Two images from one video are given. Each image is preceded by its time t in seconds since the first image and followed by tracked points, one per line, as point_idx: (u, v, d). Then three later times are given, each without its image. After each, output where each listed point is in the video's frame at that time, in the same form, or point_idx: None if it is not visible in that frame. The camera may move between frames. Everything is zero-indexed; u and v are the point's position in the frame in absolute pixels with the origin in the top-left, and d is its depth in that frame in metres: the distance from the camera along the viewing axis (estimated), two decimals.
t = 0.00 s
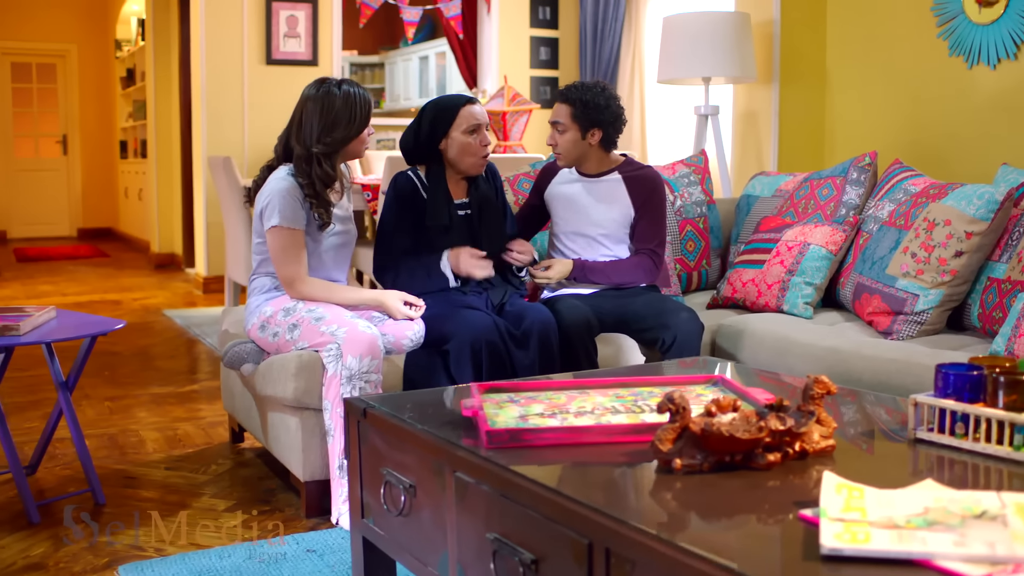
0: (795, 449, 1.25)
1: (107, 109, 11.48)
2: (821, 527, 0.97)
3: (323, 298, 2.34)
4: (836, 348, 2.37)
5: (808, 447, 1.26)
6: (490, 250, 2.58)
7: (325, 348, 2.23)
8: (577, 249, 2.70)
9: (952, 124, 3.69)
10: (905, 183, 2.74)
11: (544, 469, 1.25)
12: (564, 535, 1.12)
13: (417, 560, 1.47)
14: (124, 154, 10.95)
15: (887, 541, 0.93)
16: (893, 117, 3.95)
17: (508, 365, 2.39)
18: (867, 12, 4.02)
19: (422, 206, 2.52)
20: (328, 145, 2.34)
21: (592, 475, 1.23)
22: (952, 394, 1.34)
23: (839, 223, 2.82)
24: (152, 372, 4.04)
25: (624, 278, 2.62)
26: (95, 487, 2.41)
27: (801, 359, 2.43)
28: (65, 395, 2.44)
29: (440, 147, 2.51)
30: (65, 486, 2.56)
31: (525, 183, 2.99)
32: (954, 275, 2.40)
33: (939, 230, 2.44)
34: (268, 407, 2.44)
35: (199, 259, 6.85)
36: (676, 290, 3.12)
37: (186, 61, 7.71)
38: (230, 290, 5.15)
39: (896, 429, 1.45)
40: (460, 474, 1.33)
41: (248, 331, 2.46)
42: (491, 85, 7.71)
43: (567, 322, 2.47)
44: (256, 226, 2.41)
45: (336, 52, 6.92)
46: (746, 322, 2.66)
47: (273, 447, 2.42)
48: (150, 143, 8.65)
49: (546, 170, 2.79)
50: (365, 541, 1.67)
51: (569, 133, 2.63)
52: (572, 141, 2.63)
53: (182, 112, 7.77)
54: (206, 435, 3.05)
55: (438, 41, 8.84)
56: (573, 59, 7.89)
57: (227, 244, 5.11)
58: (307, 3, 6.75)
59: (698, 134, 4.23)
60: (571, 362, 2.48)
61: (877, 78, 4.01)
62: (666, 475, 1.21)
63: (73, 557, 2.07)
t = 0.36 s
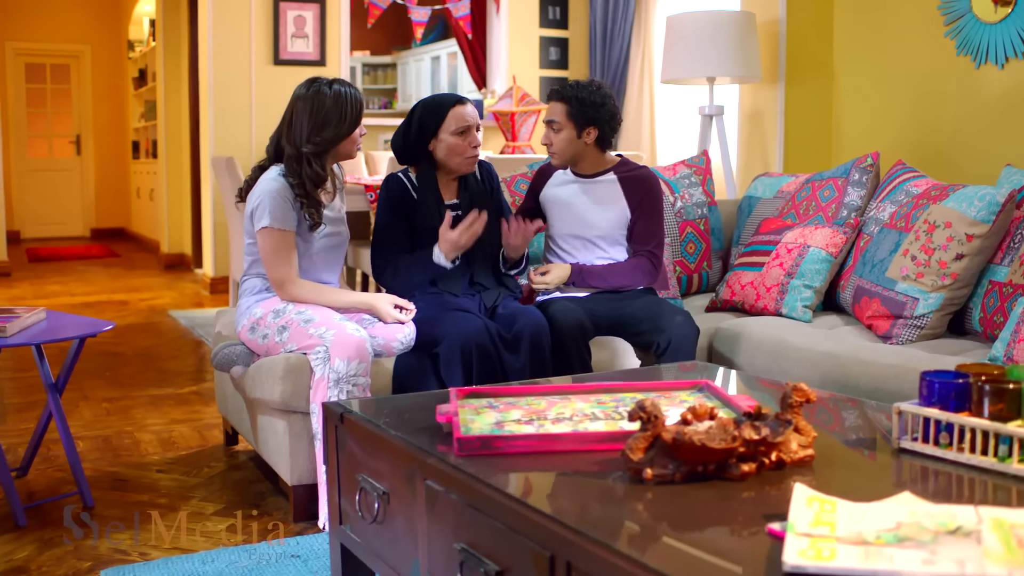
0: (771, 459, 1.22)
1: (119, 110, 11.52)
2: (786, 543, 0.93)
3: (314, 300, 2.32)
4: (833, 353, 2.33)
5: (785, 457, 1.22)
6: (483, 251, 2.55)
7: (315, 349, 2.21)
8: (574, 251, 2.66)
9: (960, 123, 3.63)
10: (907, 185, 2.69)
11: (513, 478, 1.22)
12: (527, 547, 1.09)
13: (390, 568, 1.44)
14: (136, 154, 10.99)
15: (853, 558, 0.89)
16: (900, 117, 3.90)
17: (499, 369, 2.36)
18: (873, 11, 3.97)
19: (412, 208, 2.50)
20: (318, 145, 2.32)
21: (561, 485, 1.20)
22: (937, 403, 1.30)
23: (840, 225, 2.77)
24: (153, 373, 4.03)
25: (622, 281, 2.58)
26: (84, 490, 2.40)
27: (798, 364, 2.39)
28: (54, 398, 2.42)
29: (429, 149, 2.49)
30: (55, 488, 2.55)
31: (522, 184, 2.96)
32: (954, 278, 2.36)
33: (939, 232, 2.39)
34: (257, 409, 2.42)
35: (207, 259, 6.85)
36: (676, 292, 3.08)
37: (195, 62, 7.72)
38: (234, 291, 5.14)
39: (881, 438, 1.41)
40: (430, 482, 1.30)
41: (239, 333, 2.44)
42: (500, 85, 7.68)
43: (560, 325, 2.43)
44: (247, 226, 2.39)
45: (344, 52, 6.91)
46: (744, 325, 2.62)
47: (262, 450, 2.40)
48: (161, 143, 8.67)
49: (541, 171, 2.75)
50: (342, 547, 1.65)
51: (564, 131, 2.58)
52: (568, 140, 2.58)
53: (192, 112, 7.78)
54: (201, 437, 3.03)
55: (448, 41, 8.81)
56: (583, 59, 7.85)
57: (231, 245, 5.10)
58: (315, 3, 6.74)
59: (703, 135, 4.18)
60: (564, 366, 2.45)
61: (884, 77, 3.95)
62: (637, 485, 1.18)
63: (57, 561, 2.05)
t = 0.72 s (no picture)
0: (748, 469, 1.18)
1: (133, 111, 11.57)
2: (748, 558, 0.90)
3: (304, 301, 2.29)
4: (830, 357, 2.29)
5: (762, 466, 1.19)
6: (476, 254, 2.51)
7: (303, 352, 2.18)
8: (569, 253, 2.63)
9: (966, 122, 3.58)
10: (909, 186, 2.64)
11: (482, 486, 1.19)
12: (492, 557, 1.07)
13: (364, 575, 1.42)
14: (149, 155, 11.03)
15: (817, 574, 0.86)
16: (908, 117, 3.84)
17: (490, 373, 2.34)
18: (879, 11, 3.92)
19: (403, 209, 2.48)
20: (308, 145, 2.30)
21: (529, 493, 1.17)
22: (920, 411, 1.25)
23: (840, 227, 2.73)
24: (155, 374, 4.03)
25: (620, 286, 2.54)
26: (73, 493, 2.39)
27: (795, 369, 2.35)
28: (45, 401, 2.40)
29: (425, 150, 2.48)
30: (47, 489, 2.54)
31: (519, 184, 2.92)
32: (955, 282, 2.31)
33: (940, 234, 2.34)
34: (247, 412, 2.40)
35: (215, 260, 6.85)
36: (676, 294, 3.05)
37: (205, 62, 7.73)
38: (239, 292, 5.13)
39: (866, 446, 1.37)
40: (401, 489, 1.28)
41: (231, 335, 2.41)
42: (510, 86, 7.65)
43: (553, 328, 2.40)
44: (237, 227, 2.37)
45: (353, 53, 6.90)
46: (742, 329, 2.59)
47: (252, 453, 2.38)
48: (171, 144, 8.68)
49: (537, 173, 2.72)
50: (321, 554, 1.62)
51: (558, 132, 2.56)
52: (562, 140, 2.56)
53: (202, 113, 7.79)
54: (197, 440, 3.01)
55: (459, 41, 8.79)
56: (593, 59, 7.81)
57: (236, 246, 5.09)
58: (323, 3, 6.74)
59: (707, 135, 4.15)
60: (556, 370, 2.42)
61: (891, 77, 3.91)
62: (608, 495, 1.15)
63: (42, 564, 2.04)
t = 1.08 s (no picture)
0: (726, 479, 1.15)
1: (147, 112, 11.61)
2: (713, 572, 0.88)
3: (298, 302, 2.27)
4: (829, 362, 2.25)
5: (741, 476, 1.16)
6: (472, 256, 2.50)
7: (296, 354, 2.17)
8: (566, 256, 2.60)
9: (975, 123, 3.53)
10: (912, 188, 2.60)
11: (452, 494, 1.17)
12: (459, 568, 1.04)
13: None
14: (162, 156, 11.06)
15: None
16: (916, 118, 3.79)
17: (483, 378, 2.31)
18: (886, 12, 3.87)
19: (398, 211, 2.46)
20: (298, 144, 2.28)
21: (501, 502, 1.15)
22: (905, 420, 1.23)
23: (843, 229, 2.69)
24: (158, 376, 4.02)
25: (620, 290, 2.51)
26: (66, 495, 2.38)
27: (793, 375, 2.32)
28: (39, 403, 2.39)
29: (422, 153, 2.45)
30: (42, 491, 2.53)
31: (518, 186, 2.90)
32: (957, 285, 2.27)
33: (942, 237, 2.30)
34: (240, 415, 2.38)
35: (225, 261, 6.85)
36: (677, 296, 3.01)
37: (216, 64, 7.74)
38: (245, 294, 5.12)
39: (849, 455, 1.35)
40: (375, 496, 1.26)
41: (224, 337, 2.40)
42: (520, 86, 7.62)
43: (548, 332, 2.38)
44: (230, 230, 2.35)
45: (362, 54, 6.89)
46: (741, 333, 2.55)
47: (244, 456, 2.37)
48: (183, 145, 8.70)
49: (534, 174, 2.69)
50: (303, 560, 1.60)
51: (555, 133, 2.53)
52: (559, 141, 2.53)
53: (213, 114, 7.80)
54: (194, 442, 3.00)
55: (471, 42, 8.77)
56: (605, 60, 7.77)
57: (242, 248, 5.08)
58: (333, 4, 6.74)
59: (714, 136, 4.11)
60: (550, 374, 2.40)
61: (899, 77, 3.86)
62: (581, 505, 1.12)
63: (29, 567, 2.03)
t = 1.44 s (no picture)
0: (706, 489, 1.12)
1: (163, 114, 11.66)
2: None
3: (299, 305, 2.26)
4: (829, 367, 2.22)
5: (722, 486, 1.13)
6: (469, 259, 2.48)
7: (290, 357, 2.15)
8: (566, 259, 2.58)
9: (986, 125, 3.48)
10: (918, 191, 2.55)
11: (425, 503, 1.14)
12: None
13: None
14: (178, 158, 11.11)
15: None
16: (927, 120, 3.74)
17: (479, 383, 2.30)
18: (896, 11, 3.82)
19: (394, 214, 2.44)
20: (286, 139, 2.28)
21: (475, 512, 1.13)
22: (892, 430, 1.19)
23: (848, 233, 2.65)
24: (164, 378, 4.02)
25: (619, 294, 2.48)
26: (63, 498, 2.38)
27: (793, 381, 2.29)
28: (36, 405, 2.39)
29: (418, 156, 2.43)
30: (40, 494, 2.53)
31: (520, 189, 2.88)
32: (962, 290, 2.23)
33: (947, 241, 2.27)
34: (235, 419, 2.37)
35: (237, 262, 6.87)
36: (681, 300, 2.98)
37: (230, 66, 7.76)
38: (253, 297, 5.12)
39: (836, 465, 1.32)
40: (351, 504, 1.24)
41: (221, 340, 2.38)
42: (533, 88, 7.60)
43: (546, 336, 2.36)
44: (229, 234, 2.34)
45: (375, 56, 6.89)
46: (743, 338, 2.52)
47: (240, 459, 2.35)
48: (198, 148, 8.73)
49: (534, 177, 2.66)
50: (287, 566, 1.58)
51: (554, 132, 2.52)
52: (558, 141, 2.52)
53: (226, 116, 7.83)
54: (195, 446, 2.99)
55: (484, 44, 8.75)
56: (618, 62, 7.73)
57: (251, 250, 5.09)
58: (345, 6, 6.74)
59: (722, 138, 4.07)
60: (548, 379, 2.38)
61: (909, 78, 3.81)
62: (555, 515, 1.10)
63: (21, 570, 2.02)
